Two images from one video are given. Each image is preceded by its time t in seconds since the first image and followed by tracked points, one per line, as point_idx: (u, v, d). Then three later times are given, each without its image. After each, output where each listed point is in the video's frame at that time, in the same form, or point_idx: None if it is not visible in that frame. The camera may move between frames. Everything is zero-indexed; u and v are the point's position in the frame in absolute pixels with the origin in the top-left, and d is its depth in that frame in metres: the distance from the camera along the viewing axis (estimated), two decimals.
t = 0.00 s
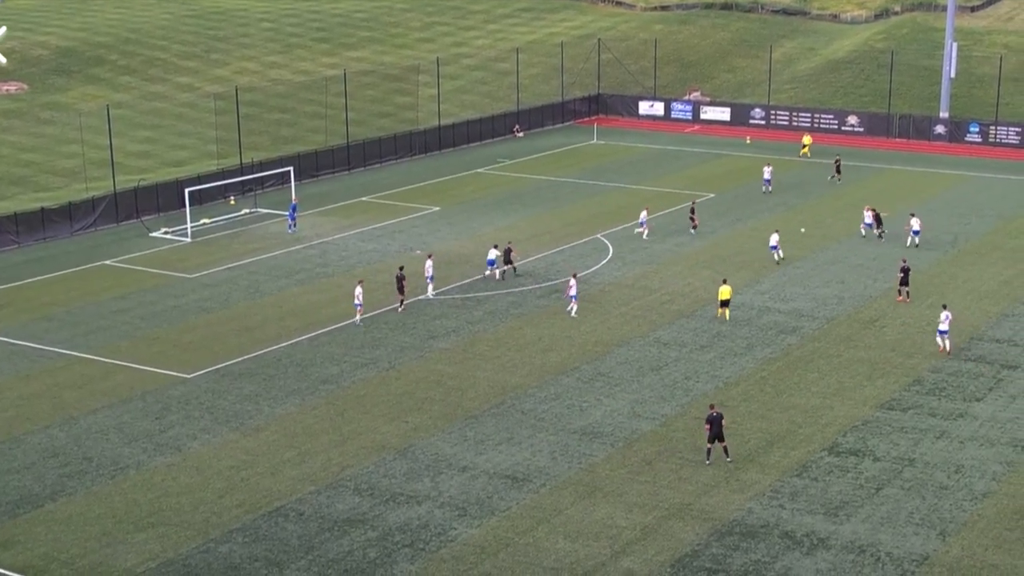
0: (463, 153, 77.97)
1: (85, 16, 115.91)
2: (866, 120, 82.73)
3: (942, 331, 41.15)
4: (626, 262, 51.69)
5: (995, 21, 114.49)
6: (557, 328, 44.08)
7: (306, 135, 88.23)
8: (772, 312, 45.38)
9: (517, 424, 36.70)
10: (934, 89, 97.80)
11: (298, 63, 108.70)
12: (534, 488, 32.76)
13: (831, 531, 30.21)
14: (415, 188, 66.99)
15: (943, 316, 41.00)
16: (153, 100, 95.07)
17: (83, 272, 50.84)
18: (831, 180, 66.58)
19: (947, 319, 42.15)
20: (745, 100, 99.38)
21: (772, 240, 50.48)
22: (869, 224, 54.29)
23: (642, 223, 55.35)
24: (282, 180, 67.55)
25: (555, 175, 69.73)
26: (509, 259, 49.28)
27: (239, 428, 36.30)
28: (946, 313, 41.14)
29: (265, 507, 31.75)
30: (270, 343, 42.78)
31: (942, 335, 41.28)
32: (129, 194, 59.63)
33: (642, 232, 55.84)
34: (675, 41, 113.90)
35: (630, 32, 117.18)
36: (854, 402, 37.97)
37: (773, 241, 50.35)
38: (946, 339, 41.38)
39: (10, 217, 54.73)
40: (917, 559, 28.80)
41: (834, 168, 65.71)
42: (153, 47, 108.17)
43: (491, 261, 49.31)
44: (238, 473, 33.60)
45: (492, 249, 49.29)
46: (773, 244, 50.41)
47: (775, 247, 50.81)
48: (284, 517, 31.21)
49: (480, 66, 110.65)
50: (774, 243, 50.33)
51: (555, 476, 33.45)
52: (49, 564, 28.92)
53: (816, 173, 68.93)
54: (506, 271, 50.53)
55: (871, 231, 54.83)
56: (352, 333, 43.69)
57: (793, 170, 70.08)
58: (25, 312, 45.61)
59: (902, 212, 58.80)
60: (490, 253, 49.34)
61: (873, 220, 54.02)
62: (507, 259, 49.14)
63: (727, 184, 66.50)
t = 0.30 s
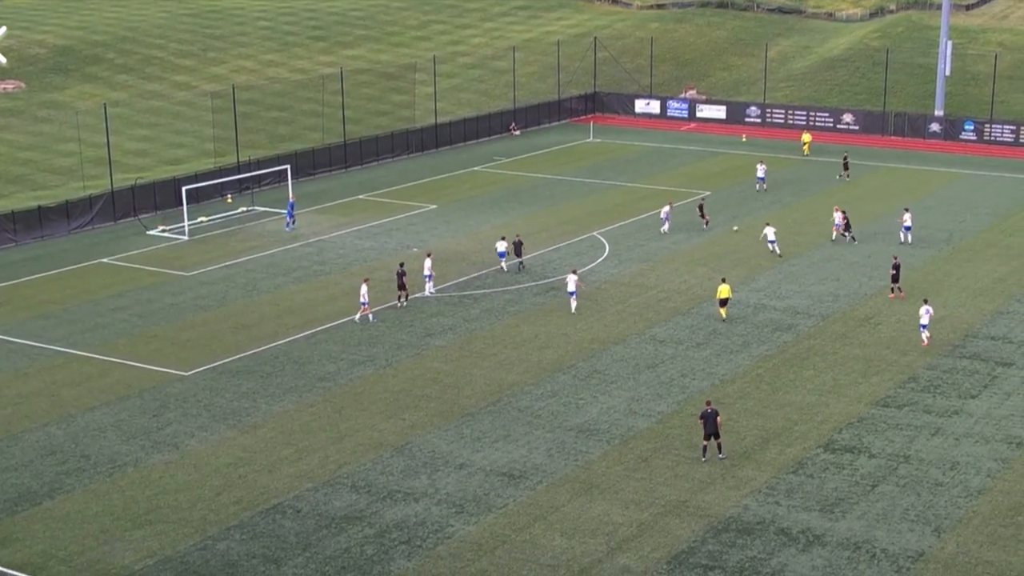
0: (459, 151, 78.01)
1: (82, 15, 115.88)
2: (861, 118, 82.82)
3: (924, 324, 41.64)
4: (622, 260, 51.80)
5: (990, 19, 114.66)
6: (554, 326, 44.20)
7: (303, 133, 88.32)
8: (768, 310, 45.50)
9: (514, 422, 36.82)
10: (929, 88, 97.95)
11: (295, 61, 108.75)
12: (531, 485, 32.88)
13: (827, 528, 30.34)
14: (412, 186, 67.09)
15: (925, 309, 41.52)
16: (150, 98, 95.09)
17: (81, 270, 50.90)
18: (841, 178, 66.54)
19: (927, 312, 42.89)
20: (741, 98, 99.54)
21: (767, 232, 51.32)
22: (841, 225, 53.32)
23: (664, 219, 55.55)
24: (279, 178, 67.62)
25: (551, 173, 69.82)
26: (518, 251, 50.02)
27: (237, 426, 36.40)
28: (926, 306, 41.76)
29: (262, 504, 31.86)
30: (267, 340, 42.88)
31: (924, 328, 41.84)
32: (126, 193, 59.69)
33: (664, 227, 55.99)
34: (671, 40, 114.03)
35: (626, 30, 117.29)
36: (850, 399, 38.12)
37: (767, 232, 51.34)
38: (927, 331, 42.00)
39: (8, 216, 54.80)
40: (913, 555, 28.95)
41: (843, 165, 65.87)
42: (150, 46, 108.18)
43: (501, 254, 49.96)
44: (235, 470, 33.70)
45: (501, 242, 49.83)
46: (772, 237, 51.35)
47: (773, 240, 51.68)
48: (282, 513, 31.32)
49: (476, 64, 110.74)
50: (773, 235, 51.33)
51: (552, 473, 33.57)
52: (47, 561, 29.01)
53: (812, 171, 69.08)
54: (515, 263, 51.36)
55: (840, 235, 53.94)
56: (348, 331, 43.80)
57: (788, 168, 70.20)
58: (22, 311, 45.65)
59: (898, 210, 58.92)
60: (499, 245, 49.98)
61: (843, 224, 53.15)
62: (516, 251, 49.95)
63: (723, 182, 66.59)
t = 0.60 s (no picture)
0: (457, 150, 78.13)
1: (80, 14, 115.90)
2: (857, 117, 83.01)
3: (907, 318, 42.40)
4: (620, 259, 51.95)
5: (986, 19, 114.89)
6: (552, 324, 44.33)
7: (301, 132, 88.43)
8: (765, 308, 45.65)
9: (511, 420, 36.96)
10: (925, 87, 98.14)
11: (293, 61, 108.85)
12: (528, 483, 33.02)
13: (824, 525, 30.50)
14: (409, 185, 67.18)
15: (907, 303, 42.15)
16: (148, 97, 95.15)
17: (79, 269, 51.01)
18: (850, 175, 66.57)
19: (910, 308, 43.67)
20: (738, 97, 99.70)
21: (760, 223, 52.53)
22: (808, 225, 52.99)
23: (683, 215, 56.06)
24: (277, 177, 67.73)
25: (549, 172, 69.95)
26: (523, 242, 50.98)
27: (235, 424, 36.53)
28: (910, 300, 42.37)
29: (261, 502, 31.98)
30: (267, 339, 43.01)
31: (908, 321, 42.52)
32: (125, 192, 59.79)
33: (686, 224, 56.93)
34: (668, 39, 114.17)
35: (624, 29, 117.43)
36: (846, 397, 38.28)
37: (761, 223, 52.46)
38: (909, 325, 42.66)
39: (7, 215, 54.92)
40: (908, 552, 29.11)
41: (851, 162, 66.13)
42: (148, 45, 108.25)
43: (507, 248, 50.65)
44: (234, 469, 33.82)
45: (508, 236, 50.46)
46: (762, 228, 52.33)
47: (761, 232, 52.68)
48: (280, 511, 31.45)
49: (474, 63, 110.86)
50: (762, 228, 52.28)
51: (549, 471, 33.71)
52: (46, 559, 29.14)
53: (809, 170, 69.26)
54: (521, 255, 52.17)
55: (805, 237, 53.72)
56: (347, 329, 43.93)
57: (785, 167, 70.32)
58: (21, 310, 45.73)
59: (895, 209, 59.06)
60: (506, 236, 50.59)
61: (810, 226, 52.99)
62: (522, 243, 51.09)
63: (720, 181, 66.73)
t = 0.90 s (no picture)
0: (456, 150, 78.20)
1: (80, 15, 115.94)
2: (855, 117, 83.11)
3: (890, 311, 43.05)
4: (619, 259, 52.03)
5: (984, 19, 115.04)
6: (551, 324, 44.41)
7: (301, 132, 88.50)
8: (763, 308, 45.74)
9: (510, 420, 37.05)
10: (923, 87, 98.26)
11: (292, 61, 108.92)
12: (527, 483, 33.11)
13: (822, 524, 30.61)
14: (408, 185, 67.24)
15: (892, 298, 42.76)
16: (148, 97, 95.21)
17: (79, 269, 51.07)
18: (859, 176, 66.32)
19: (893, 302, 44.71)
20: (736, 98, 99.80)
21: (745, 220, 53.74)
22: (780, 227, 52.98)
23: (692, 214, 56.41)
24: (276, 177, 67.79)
25: (548, 172, 70.00)
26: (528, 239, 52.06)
27: (235, 424, 36.60)
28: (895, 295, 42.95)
29: (260, 502, 32.06)
30: (267, 339, 43.09)
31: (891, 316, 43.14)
32: (125, 191, 59.85)
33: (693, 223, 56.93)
34: (666, 40, 114.28)
35: (623, 30, 117.53)
36: (844, 397, 38.39)
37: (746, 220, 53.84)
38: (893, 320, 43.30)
39: (7, 215, 54.98)
40: (907, 551, 29.21)
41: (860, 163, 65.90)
42: (148, 45, 108.30)
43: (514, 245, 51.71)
44: (234, 468, 33.90)
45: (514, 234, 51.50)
46: (747, 226, 53.64)
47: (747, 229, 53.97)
48: (280, 511, 31.54)
49: (472, 64, 110.95)
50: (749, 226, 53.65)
51: (548, 470, 33.80)
52: (46, 559, 29.21)
53: (807, 170, 69.37)
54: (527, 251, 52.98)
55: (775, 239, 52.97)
56: (347, 329, 43.99)
57: (784, 167, 70.39)
58: (22, 309, 45.79)
59: (892, 209, 59.13)
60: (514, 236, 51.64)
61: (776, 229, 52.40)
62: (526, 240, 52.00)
63: (718, 181, 66.80)
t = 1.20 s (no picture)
0: (457, 151, 78.31)
1: (82, 16, 116.06)
2: (856, 118, 83.17)
3: (880, 309, 43.40)
4: (619, 259, 52.12)
5: (984, 20, 115.12)
6: (553, 325, 44.49)
7: (302, 134, 88.62)
8: (763, 308, 45.82)
9: (511, 420, 37.11)
10: (923, 88, 98.36)
11: (294, 62, 109.06)
12: (528, 483, 33.20)
13: (822, 524, 30.70)
14: (409, 186, 67.33)
15: (881, 294, 43.36)
16: (149, 99, 95.33)
17: (81, 270, 51.15)
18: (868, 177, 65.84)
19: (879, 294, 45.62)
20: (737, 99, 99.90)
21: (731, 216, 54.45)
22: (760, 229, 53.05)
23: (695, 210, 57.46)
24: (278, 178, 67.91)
25: (548, 173, 70.08)
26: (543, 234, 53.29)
27: (237, 424, 36.69)
28: (884, 293, 43.48)
29: (262, 502, 32.15)
30: (268, 339, 43.17)
31: (881, 314, 43.54)
32: (127, 192, 59.96)
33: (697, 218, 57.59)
34: (667, 41, 114.39)
35: (623, 31, 117.63)
36: (844, 397, 38.47)
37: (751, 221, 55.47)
38: (883, 317, 43.74)
39: (9, 216, 55.09)
40: (907, 551, 29.30)
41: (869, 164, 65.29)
42: (150, 47, 108.42)
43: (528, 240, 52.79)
44: (236, 468, 33.99)
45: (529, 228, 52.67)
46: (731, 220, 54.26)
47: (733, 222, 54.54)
48: (281, 511, 31.62)
49: (473, 65, 111.08)
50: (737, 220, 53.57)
51: (549, 471, 33.88)
52: (49, 558, 29.30)
53: (807, 171, 69.49)
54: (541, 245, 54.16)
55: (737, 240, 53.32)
56: (348, 329, 44.07)
57: (785, 168, 70.44)
58: (24, 310, 45.87)
59: (893, 210, 59.21)
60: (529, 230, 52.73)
61: (737, 229, 51.69)
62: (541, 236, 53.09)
63: (719, 182, 66.88)
